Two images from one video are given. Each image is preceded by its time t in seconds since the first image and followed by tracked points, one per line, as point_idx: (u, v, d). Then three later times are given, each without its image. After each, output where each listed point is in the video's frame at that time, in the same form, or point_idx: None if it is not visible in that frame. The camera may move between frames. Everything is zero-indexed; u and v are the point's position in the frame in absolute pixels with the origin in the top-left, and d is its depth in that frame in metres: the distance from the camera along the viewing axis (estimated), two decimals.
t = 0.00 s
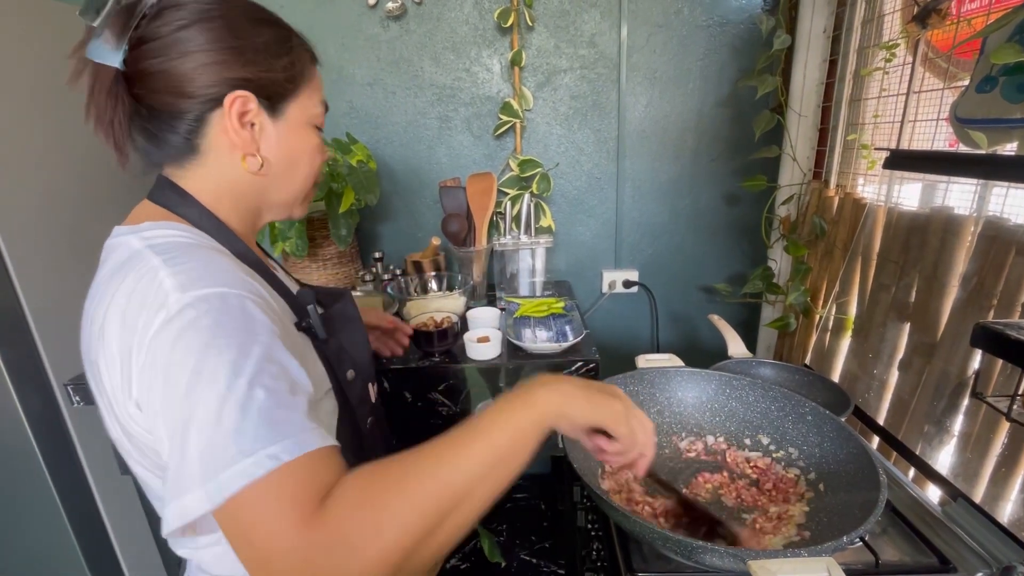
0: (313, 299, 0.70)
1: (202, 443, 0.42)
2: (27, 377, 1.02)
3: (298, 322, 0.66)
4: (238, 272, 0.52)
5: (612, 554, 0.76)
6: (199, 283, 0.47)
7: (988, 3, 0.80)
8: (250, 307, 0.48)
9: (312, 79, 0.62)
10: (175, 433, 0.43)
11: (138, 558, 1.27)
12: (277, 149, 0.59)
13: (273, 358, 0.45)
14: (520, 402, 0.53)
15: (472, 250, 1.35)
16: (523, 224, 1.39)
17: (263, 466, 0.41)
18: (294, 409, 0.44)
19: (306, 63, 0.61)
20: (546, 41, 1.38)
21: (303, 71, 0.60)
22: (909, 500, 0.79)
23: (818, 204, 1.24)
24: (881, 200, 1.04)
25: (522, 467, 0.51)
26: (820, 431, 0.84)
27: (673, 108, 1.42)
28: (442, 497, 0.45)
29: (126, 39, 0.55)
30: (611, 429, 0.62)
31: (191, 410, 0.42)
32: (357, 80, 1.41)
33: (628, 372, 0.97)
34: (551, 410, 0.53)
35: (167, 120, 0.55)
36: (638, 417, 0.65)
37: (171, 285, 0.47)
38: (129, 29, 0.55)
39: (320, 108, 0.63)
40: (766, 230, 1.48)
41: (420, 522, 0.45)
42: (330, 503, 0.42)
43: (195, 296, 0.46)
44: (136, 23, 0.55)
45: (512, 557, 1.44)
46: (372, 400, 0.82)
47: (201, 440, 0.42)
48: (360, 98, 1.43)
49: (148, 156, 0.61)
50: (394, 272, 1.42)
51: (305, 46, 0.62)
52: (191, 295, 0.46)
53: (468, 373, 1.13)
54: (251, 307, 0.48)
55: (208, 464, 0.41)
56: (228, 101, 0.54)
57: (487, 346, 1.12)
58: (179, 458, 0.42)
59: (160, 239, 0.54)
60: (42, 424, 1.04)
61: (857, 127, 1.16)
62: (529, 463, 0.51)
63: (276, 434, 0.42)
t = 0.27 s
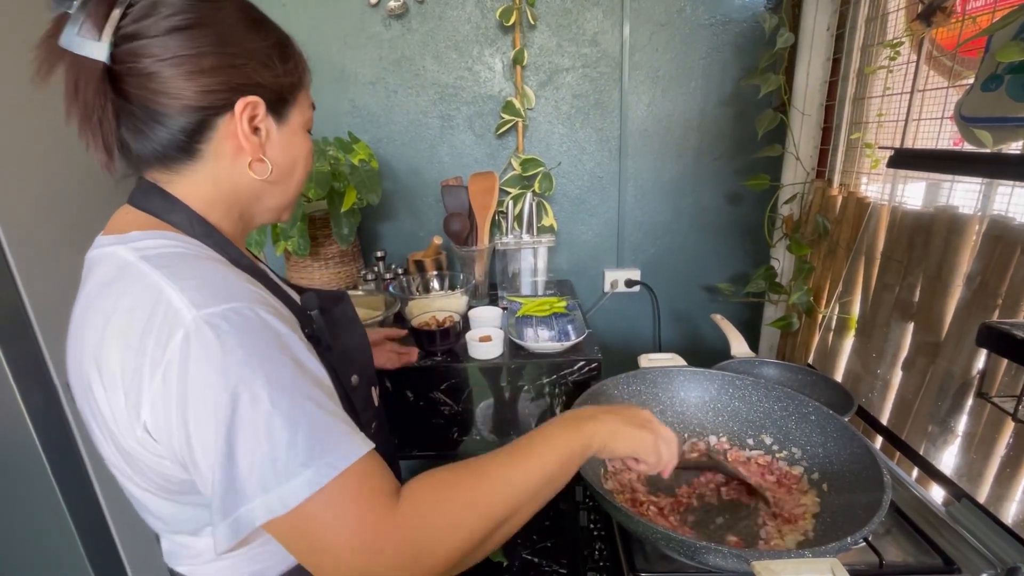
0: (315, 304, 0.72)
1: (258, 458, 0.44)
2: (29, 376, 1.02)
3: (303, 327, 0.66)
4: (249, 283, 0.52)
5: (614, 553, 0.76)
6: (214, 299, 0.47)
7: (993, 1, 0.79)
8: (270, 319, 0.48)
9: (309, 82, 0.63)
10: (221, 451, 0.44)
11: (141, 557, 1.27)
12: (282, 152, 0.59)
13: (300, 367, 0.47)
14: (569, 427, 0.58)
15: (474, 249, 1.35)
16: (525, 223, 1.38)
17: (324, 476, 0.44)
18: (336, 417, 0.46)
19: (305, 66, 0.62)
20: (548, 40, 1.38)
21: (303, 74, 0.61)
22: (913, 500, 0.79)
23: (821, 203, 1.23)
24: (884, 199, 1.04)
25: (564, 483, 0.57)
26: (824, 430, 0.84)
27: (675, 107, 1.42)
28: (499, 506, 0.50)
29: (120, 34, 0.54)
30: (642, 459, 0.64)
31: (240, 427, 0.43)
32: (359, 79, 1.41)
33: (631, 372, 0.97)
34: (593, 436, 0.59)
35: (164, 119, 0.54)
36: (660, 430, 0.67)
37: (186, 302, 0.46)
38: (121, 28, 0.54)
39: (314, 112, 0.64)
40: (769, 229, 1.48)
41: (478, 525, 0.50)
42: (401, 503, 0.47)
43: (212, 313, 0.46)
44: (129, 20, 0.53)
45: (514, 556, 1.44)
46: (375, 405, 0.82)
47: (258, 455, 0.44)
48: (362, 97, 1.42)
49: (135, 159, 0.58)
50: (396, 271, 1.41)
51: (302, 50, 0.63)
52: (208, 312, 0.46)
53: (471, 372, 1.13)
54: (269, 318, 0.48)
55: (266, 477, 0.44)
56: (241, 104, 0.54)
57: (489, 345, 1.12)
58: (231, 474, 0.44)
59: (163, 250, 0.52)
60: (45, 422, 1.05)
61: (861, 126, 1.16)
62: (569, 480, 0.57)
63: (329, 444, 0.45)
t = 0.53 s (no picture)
0: (307, 306, 0.67)
1: (218, 484, 0.43)
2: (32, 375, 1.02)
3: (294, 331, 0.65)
4: (231, 291, 0.51)
5: (617, 553, 0.76)
6: (193, 309, 0.46)
7: None
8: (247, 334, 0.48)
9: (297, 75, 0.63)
10: (181, 476, 0.43)
11: (143, 556, 1.28)
12: (269, 150, 0.59)
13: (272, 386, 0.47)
14: (513, 416, 0.57)
15: (476, 248, 1.34)
16: (527, 222, 1.38)
17: (285, 505, 0.44)
18: (306, 444, 0.46)
19: (288, 58, 0.61)
20: (550, 38, 1.37)
21: (287, 67, 0.61)
22: (918, 500, 0.78)
23: (824, 201, 1.23)
24: (888, 198, 1.03)
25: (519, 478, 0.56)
26: (828, 430, 0.84)
27: (678, 105, 1.42)
28: (452, 513, 0.50)
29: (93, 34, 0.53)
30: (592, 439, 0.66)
31: (202, 452, 0.43)
32: (361, 78, 1.41)
33: (633, 370, 0.97)
34: (541, 423, 0.59)
35: (142, 118, 0.54)
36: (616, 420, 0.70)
37: (163, 313, 0.46)
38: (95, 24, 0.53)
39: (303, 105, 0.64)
40: (772, 227, 1.47)
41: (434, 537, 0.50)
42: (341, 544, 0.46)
43: (189, 324, 0.45)
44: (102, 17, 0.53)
45: (516, 555, 1.44)
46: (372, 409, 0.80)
47: (219, 482, 0.43)
48: (364, 96, 1.42)
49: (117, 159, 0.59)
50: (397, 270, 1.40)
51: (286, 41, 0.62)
52: (184, 323, 0.45)
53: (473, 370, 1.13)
54: (247, 333, 0.48)
55: (224, 503, 0.43)
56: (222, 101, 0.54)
57: (492, 343, 1.12)
58: (190, 498, 0.44)
59: (147, 254, 0.52)
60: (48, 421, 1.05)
61: (865, 123, 1.15)
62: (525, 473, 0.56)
63: (293, 473, 0.45)
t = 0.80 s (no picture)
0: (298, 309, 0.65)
1: (181, 493, 0.42)
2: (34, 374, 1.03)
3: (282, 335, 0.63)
4: (206, 294, 0.51)
5: (620, 552, 0.76)
6: (163, 312, 0.46)
7: None
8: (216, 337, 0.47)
9: (283, 60, 0.60)
10: (147, 484, 0.43)
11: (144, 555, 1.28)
12: (244, 146, 0.58)
13: (240, 394, 0.45)
14: (497, 415, 0.53)
15: (477, 247, 1.34)
16: (529, 221, 1.37)
17: (249, 514, 0.42)
18: (274, 449, 0.45)
19: (269, 42, 0.59)
20: (552, 37, 1.37)
21: (266, 52, 0.58)
22: (922, 500, 0.78)
23: (827, 200, 1.22)
24: (891, 196, 1.03)
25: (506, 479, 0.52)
26: (830, 429, 0.84)
27: (679, 104, 1.41)
28: (431, 517, 0.47)
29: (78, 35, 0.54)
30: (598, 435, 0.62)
31: (165, 460, 0.42)
32: (362, 76, 1.41)
33: (635, 370, 0.96)
34: (529, 419, 0.54)
35: (121, 116, 0.55)
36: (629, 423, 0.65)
37: (133, 316, 0.46)
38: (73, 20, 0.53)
39: (294, 95, 0.62)
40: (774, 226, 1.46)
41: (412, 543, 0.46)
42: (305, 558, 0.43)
43: (158, 327, 0.45)
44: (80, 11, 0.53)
45: (517, 555, 1.44)
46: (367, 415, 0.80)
47: (182, 490, 0.42)
48: (365, 94, 1.42)
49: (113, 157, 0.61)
50: (398, 269, 1.41)
51: (267, 23, 0.59)
52: (153, 326, 0.45)
53: (473, 369, 1.13)
54: (216, 337, 0.47)
55: (188, 513, 0.42)
56: (183, 97, 0.53)
57: (494, 342, 1.12)
58: (156, 509, 0.43)
59: (129, 256, 0.52)
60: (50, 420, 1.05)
61: (867, 122, 1.15)
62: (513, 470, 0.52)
63: (256, 480, 0.43)
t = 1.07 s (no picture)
0: (307, 306, 0.67)
1: (243, 460, 0.45)
2: (37, 373, 1.03)
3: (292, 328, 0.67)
4: (222, 282, 0.51)
5: (621, 551, 0.76)
6: (182, 305, 0.47)
7: None
8: (240, 322, 0.48)
9: (274, 58, 0.57)
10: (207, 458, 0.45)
11: (146, 553, 1.28)
12: (238, 151, 0.58)
13: (275, 371, 0.47)
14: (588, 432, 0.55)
15: (478, 246, 1.34)
16: (529, 220, 1.37)
17: (310, 473, 0.45)
18: (320, 412, 0.47)
19: (262, 39, 0.56)
20: (552, 36, 1.37)
21: (258, 51, 0.56)
22: (923, 498, 0.78)
23: (828, 199, 1.22)
24: (892, 195, 1.03)
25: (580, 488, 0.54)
26: (831, 428, 0.84)
27: (680, 103, 1.41)
28: (503, 502, 0.49)
29: (88, 39, 0.56)
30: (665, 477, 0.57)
31: (221, 434, 0.44)
32: (362, 76, 1.41)
33: (637, 369, 0.96)
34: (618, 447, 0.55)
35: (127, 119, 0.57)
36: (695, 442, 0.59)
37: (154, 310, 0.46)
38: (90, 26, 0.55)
39: (294, 92, 0.59)
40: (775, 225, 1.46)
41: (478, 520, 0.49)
42: (401, 485, 0.48)
43: (179, 320, 0.46)
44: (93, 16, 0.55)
45: (518, 554, 1.44)
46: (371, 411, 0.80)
47: (245, 457, 0.44)
48: (366, 94, 1.42)
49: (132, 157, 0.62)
50: (400, 268, 1.41)
51: (263, 18, 0.57)
52: (175, 319, 0.46)
53: (473, 369, 1.13)
54: (239, 321, 0.48)
55: (252, 478, 0.45)
56: (172, 104, 0.54)
57: (494, 342, 1.11)
58: (221, 477, 0.45)
59: (145, 252, 0.53)
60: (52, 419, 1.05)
61: (869, 121, 1.15)
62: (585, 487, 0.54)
63: (311, 439, 0.45)
